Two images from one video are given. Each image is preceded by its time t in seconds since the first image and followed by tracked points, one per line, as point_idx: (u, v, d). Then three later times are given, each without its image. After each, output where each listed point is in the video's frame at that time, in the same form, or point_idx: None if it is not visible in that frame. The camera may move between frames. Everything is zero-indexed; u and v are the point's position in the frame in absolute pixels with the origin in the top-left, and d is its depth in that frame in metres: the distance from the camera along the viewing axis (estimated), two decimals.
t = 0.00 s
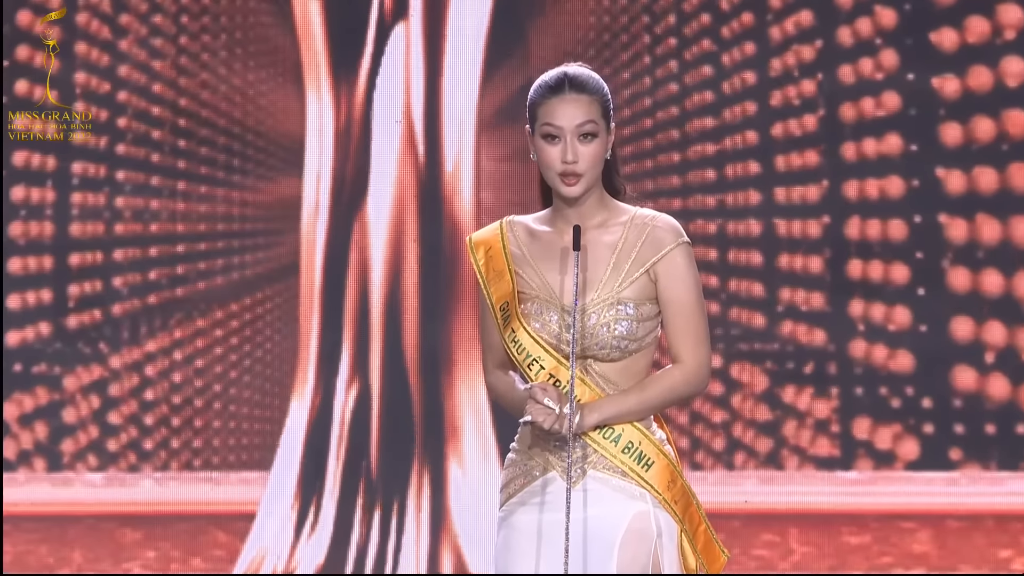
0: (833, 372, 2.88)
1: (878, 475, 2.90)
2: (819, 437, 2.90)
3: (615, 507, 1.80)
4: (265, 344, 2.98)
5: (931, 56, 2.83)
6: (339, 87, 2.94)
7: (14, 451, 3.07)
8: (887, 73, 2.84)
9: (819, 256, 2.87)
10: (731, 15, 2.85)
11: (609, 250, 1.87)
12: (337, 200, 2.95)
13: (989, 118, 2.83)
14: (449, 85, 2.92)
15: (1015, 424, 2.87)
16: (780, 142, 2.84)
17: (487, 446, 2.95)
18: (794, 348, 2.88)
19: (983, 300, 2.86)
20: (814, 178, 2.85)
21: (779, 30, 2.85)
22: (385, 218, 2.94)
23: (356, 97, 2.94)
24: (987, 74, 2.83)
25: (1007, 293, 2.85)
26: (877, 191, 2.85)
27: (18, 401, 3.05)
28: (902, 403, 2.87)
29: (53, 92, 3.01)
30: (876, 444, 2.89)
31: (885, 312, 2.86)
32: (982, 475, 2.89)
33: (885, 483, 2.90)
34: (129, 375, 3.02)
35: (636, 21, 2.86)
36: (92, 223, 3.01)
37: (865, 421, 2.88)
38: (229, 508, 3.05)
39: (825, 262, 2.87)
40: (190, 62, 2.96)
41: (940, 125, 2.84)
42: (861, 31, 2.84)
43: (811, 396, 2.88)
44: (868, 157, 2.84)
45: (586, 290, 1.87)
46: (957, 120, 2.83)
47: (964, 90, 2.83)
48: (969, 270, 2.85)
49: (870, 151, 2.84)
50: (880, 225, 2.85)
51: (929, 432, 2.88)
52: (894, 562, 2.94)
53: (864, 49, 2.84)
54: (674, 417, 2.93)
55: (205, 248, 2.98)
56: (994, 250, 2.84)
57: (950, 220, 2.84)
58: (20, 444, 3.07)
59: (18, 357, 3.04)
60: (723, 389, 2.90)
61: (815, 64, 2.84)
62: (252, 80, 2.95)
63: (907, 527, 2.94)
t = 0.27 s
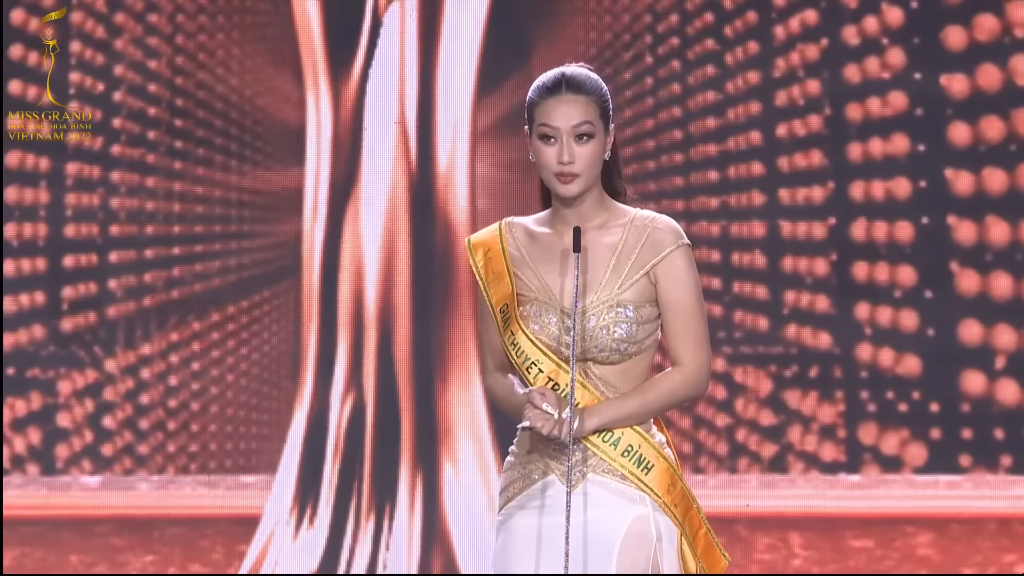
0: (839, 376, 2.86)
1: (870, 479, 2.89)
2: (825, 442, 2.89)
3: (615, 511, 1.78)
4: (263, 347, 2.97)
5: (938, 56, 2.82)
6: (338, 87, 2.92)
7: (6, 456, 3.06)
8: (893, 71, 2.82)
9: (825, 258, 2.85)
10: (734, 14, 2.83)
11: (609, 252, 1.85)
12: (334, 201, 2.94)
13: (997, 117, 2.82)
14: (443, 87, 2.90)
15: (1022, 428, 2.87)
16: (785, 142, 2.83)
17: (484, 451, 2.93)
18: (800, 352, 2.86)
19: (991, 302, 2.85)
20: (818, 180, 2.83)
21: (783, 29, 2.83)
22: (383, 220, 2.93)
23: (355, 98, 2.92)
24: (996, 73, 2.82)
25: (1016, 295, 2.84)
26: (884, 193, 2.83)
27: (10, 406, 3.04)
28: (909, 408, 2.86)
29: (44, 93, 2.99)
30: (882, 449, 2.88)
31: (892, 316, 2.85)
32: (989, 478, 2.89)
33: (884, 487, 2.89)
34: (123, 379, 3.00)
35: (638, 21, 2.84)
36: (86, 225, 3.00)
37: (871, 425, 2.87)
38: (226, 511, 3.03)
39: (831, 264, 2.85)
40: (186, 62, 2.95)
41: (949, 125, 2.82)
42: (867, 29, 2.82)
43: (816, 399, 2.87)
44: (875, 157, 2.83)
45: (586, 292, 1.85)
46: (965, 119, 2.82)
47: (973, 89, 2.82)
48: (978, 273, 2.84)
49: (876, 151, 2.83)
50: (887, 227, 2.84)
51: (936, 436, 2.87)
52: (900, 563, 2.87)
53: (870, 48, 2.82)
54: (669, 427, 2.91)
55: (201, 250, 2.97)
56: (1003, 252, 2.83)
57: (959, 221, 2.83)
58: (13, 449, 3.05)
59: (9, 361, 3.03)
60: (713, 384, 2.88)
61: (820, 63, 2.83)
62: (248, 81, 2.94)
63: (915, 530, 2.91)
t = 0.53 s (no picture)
0: (846, 379, 2.85)
1: (872, 483, 2.88)
2: (830, 447, 2.87)
3: (615, 515, 1.77)
4: (260, 350, 2.95)
5: (947, 55, 2.81)
6: (337, 89, 2.90)
7: None
8: (900, 71, 2.81)
9: (832, 261, 2.83)
10: (738, 13, 2.82)
11: (609, 254, 1.84)
12: (331, 200, 2.92)
13: (1005, 116, 2.81)
14: (438, 86, 2.88)
15: None
16: (790, 143, 2.81)
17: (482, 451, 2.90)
18: (805, 355, 2.84)
19: (1000, 305, 2.83)
20: (823, 181, 2.82)
21: (788, 28, 2.82)
22: (381, 222, 2.91)
23: (353, 99, 2.90)
24: (1005, 72, 2.80)
25: None
26: (891, 195, 2.81)
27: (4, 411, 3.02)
28: (917, 412, 2.84)
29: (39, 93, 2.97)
30: (889, 455, 2.86)
31: (898, 318, 2.83)
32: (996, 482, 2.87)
33: (887, 492, 2.88)
34: (119, 383, 2.97)
35: (640, 20, 2.83)
36: (81, 226, 2.97)
37: (878, 431, 2.85)
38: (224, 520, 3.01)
39: (838, 267, 2.84)
40: (183, 62, 2.93)
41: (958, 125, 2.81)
42: (873, 29, 2.81)
43: (822, 404, 2.85)
44: (881, 159, 2.81)
45: (586, 294, 1.83)
46: (974, 119, 2.81)
47: (981, 88, 2.81)
48: (988, 276, 2.82)
49: (883, 152, 2.81)
50: (895, 230, 2.82)
51: (944, 442, 2.85)
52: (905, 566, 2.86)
53: (877, 48, 2.81)
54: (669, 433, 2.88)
55: (199, 252, 2.95)
56: (1011, 255, 2.81)
57: (968, 223, 2.82)
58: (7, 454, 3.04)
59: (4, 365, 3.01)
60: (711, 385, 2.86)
61: (831, 58, 2.81)
62: (245, 81, 2.92)
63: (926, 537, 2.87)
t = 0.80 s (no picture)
0: (853, 385, 2.84)
1: (886, 489, 2.85)
2: (836, 454, 2.85)
3: (616, 521, 1.74)
4: (259, 356, 2.92)
5: (957, 55, 2.79)
6: (335, 91, 2.88)
7: None
8: (908, 72, 2.79)
9: (838, 266, 2.82)
10: (742, 14, 2.81)
11: (609, 258, 1.82)
12: (328, 204, 2.90)
13: (1015, 117, 2.79)
14: (436, 89, 2.87)
15: None
16: (795, 146, 2.81)
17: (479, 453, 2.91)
18: (809, 361, 2.84)
19: (1011, 311, 2.81)
20: (827, 185, 2.81)
21: (793, 29, 2.80)
22: (381, 226, 2.90)
23: (351, 102, 2.88)
24: (1015, 72, 2.79)
25: None
26: (898, 198, 2.80)
27: None
28: (924, 420, 2.83)
29: (33, 95, 2.96)
30: (896, 462, 2.85)
31: (906, 324, 2.82)
32: (1006, 488, 2.85)
33: (891, 497, 2.86)
34: (115, 389, 2.95)
35: (643, 21, 2.81)
36: (75, 230, 2.95)
37: (885, 439, 2.84)
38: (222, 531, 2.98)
39: (843, 272, 2.83)
40: (180, 64, 2.91)
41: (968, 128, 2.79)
42: (880, 29, 2.79)
43: (826, 412, 2.84)
44: (888, 162, 2.80)
45: (586, 298, 1.82)
46: (985, 121, 2.79)
47: (993, 90, 2.79)
48: (998, 281, 2.81)
49: (889, 155, 2.80)
50: (902, 233, 2.81)
51: (953, 449, 2.84)
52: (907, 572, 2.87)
53: (884, 49, 2.79)
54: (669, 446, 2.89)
55: (196, 257, 2.93)
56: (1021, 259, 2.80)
57: (979, 228, 2.80)
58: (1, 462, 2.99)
59: None
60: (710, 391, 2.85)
61: (839, 59, 2.80)
62: (244, 83, 2.90)
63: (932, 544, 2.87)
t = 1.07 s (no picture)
0: (857, 393, 2.82)
1: (890, 493, 2.84)
2: (842, 460, 2.84)
3: (617, 526, 1.73)
4: (257, 360, 2.91)
5: (965, 56, 2.77)
6: (335, 93, 2.87)
7: None
8: (915, 73, 2.78)
9: (844, 270, 2.81)
10: (745, 13, 2.80)
11: (609, 261, 1.81)
12: (326, 206, 2.88)
13: None
14: (431, 88, 2.87)
15: None
16: (799, 147, 2.79)
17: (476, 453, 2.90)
18: (813, 365, 2.83)
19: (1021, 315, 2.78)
20: (832, 187, 2.79)
21: (798, 29, 2.79)
22: (380, 229, 2.88)
23: (349, 103, 2.87)
24: None
25: None
26: (905, 200, 2.79)
27: None
28: (932, 426, 2.81)
29: (28, 96, 2.94)
30: (903, 468, 2.83)
31: (913, 328, 2.80)
32: (1015, 493, 2.83)
33: (894, 501, 2.84)
34: (111, 394, 2.94)
35: (645, 22, 2.80)
36: (70, 232, 2.94)
37: (892, 445, 2.82)
38: (222, 537, 2.97)
39: (849, 276, 2.81)
40: (176, 66, 2.88)
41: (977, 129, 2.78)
42: (887, 29, 2.77)
43: (832, 417, 2.83)
44: (895, 163, 2.78)
45: (585, 302, 1.80)
46: (994, 121, 2.77)
47: (1003, 90, 2.76)
48: (1007, 285, 2.78)
49: (896, 157, 2.78)
50: (909, 236, 2.80)
51: (961, 456, 2.82)
52: None
53: (891, 49, 2.77)
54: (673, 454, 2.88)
55: (193, 259, 2.91)
56: None
57: (988, 230, 2.79)
58: None
59: None
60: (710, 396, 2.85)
61: (840, 63, 2.78)
62: (241, 84, 2.88)
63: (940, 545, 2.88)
